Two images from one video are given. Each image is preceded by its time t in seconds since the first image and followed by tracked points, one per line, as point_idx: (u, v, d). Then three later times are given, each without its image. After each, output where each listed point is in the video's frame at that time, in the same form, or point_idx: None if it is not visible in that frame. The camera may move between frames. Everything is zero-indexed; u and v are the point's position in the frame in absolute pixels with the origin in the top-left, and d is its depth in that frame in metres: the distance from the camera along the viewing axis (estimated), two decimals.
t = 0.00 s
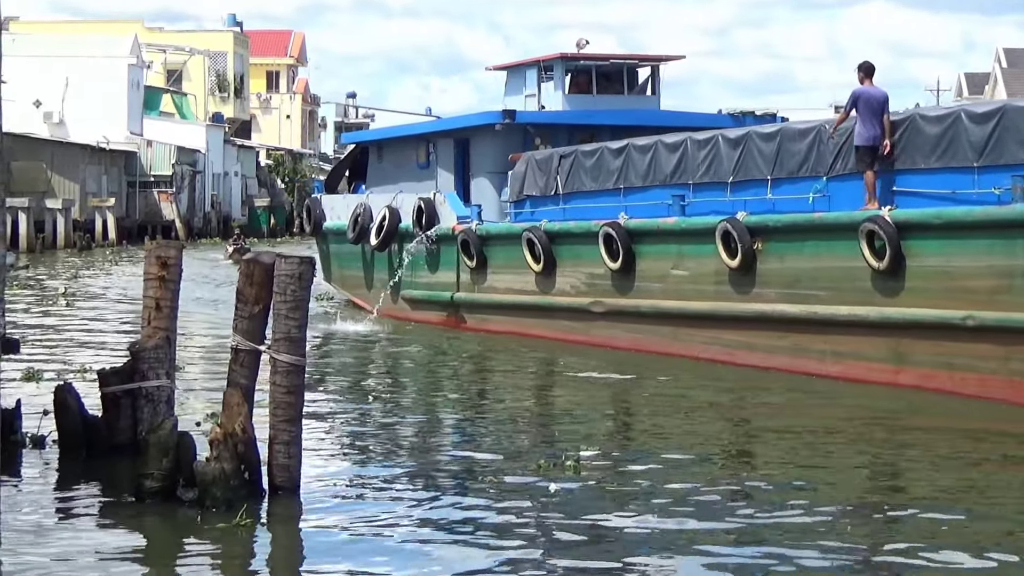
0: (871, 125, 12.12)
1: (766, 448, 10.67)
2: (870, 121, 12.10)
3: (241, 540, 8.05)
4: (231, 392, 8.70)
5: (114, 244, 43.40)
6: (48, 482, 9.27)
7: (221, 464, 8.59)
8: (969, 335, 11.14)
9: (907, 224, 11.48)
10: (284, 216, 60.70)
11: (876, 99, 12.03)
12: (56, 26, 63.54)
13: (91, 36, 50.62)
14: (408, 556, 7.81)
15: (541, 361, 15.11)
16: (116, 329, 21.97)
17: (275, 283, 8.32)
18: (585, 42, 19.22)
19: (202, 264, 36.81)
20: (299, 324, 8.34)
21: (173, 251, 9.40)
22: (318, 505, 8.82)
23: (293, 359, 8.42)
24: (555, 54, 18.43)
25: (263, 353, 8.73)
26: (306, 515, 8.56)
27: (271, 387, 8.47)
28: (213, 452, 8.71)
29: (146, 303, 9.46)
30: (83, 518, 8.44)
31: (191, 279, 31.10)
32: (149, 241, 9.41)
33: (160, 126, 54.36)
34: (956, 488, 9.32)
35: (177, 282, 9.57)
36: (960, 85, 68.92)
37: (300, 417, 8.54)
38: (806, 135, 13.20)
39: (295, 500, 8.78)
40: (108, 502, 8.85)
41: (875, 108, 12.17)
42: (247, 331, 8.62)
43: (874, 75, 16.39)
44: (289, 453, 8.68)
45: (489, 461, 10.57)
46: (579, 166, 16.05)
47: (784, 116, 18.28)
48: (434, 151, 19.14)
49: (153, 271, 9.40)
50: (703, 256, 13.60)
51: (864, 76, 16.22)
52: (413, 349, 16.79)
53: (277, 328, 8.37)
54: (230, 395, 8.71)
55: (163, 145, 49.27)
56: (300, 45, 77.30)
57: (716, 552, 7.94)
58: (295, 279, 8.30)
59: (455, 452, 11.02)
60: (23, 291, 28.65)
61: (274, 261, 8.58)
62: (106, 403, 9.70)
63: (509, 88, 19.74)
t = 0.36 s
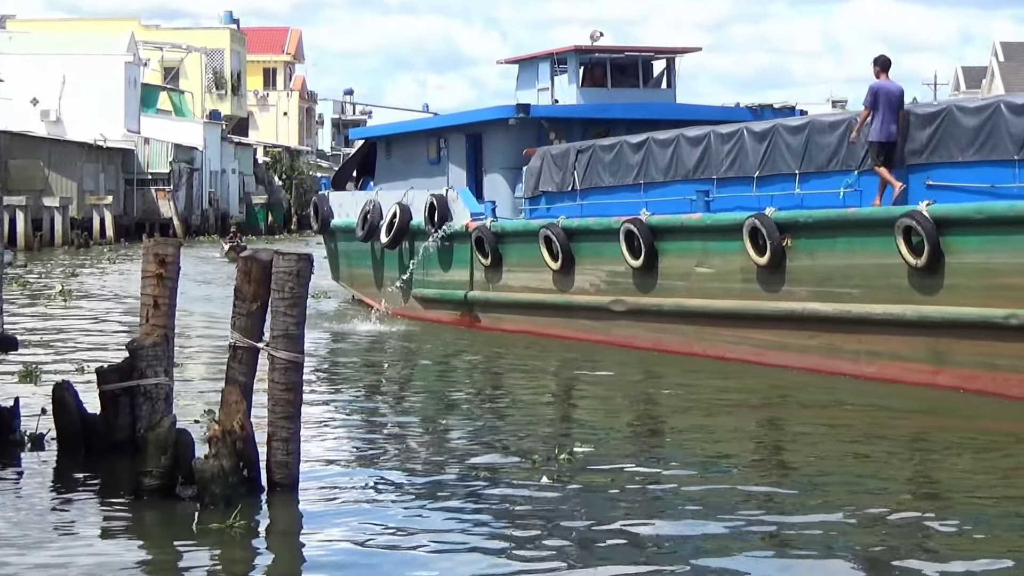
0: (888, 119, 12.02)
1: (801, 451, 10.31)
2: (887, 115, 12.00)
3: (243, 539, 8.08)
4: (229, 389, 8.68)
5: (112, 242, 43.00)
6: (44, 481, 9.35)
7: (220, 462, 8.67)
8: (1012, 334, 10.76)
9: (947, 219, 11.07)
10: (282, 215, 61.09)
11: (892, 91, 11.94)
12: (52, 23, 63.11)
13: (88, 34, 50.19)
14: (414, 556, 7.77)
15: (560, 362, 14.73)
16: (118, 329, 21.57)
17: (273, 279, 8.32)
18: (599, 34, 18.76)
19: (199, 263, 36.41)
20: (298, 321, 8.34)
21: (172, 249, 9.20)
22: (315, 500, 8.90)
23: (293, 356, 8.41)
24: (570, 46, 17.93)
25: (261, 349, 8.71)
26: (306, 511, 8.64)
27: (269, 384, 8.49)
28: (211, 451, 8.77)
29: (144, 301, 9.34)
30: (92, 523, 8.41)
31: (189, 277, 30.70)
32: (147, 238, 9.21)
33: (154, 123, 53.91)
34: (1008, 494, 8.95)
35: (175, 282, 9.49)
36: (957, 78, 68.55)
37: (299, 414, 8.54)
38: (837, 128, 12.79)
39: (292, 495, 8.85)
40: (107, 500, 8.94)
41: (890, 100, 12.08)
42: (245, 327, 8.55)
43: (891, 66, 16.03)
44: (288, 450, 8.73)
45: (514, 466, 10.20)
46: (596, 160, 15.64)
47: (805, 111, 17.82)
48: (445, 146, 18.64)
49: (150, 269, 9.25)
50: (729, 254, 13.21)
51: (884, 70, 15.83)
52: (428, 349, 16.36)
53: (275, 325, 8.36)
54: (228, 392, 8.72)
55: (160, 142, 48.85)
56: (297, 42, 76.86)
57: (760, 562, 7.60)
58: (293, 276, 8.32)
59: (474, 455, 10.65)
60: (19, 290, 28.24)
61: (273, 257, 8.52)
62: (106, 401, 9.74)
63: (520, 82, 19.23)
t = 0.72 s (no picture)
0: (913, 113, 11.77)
1: (843, 454, 9.92)
2: (912, 110, 11.80)
3: (241, 536, 7.87)
4: (228, 382, 8.50)
5: (112, 235, 42.63)
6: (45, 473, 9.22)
7: (219, 456, 8.48)
8: None
9: (992, 214, 10.69)
10: (281, 208, 60.67)
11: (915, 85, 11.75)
12: (50, 17, 62.63)
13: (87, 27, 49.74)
14: (422, 558, 7.47)
15: (583, 360, 14.33)
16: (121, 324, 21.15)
17: (273, 274, 8.26)
18: (618, 24, 18.29)
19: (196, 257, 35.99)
20: (297, 314, 8.24)
21: (171, 244, 9.08)
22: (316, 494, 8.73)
23: (292, 349, 8.30)
24: (589, 37, 17.44)
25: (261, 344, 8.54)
26: (307, 509, 8.39)
27: (269, 377, 8.36)
28: (210, 444, 8.58)
29: (144, 294, 9.16)
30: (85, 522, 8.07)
31: (187, 272, 30.25)
32: (145, 231, 9.12)
33: (152, 117, 53.44)
34: None
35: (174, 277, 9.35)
36: (956, 73, 68.11)
37: (298, 407, 8.41)
38: (874, 120, 12.38)
39: (293, 490, 8.68)
40: (105, 494, 8.74)
41: (915, 96, 11.89)
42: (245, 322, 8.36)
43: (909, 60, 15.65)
44: (287, 443, 8.58)
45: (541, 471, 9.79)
46: (619, 154, 15.21)
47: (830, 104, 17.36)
48: (460, 139, 18.18)
49: (150, 264, 9.11)
50: (762, 250, 12.81)
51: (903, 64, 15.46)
52: (445, 347, 15.94)
53: (275, 319, 8.24)
54: (227, 384, 8.52)
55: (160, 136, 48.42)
56: (297, 37, 76.40)
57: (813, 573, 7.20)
58: (292, 271, 8.24)
59: (499, 459, 10.24)
60: (15, 284, 27.79)
61: (272, 252, 8.43)
62: (104, 394, 9.60)
63: (537, 74, 18.74)
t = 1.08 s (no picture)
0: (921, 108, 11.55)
1: (888, 467, 9.55)
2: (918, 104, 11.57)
3: (240, 531, 8.12)
4: (227, 378, 8.84)
5: (111, 231, 42.23)
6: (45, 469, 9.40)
7: (217, 451, 8.77)
8: None
9: None
10: (280, 203, 60.28)
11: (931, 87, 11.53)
12: (48, 11, 62.12)
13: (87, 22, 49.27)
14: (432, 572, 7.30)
15: (605, 362, 13.95)
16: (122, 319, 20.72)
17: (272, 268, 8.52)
18: (638, 17, 17.91)
19: (191, 252, 35.55)
20: (296, 310, 8.46)
21: (169, 237, 9.56)
22: (311, 489, 8.99)
23: (290, 345, 8.50)
24: (609, 29, 17.04)
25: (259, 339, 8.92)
26: (301, 504, 8.66)
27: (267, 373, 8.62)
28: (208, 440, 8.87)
29: (143, 289, 9.69)
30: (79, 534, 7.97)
31: (184, 268, 29.84)
32: (145, 227, 9.55)
33: (151, 112, 52.98)
34: None
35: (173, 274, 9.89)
36: (956, 70, 67.70)
37: (295, 404, 8.71)
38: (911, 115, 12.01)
39: (289, 486, 8.93)
40: (105, 491, 8.95)
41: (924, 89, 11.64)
42: (243, 317, 8.79)
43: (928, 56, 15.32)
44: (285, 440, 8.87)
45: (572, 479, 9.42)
46: (641, 150, 14.83)
47: (855, 99, 16.97)
48: (476, 134, 17.76)
49: (149, 257, 9.58)
50: (794, 250, 12.43)
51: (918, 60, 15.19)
52: (462, 347, 15.55)
53: (273, 314, 8.47)
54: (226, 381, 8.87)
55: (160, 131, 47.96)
56: (296, 32, 75.94)
57: None
58: (291, 267, 8.42)
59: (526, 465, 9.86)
60: (9, 279, 27.35)
61: (270, 247, 8.71)
62: (102, 390, 9.80)
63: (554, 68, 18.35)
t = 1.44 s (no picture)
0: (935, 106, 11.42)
1: (934, 473, 9.18)
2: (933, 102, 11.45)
3: (235, 532, 7.92)
4: (222, 373, 8.48)
5: (105, 226, 41.84)
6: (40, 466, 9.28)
7: (213, 447, 8.56)
8: None
9: None
10: (275, 199, 59.88)
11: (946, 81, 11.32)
12: (42, 6, 61.66)
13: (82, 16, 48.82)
14: None
15: (627, 362, 13.56)
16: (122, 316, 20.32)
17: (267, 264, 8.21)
18: (655, 10, 17.52)
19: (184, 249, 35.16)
20: (291, 306, 8.25)
21: (165, 233, 9.15)
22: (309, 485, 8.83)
23: (285, 339, 8.30)
24: (626, 21, 16.66)
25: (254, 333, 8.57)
26: (298, 500, 8.52)
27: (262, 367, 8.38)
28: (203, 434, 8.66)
29: (138, 285, 9.22)
30: (78, 539, 7.74)
31: (180, 262, 29.45)
32: (141, 223, 9.15)
33: (146, 107, 52.56)
34: None
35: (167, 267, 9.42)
36: (954, 67, 67.37)
37: (292, 399, 8.45)
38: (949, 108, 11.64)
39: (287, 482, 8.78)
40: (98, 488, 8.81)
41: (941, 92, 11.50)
42: (239, 312, 8.43)
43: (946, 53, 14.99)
44: (282, 435, 8.63)
45: (603, 484, 9.05)
46: (663, 144, 14.44)
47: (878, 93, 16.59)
48: (490, 128, 17.37)
49: (143, 254, 9.15)
50: (826, 247, 12.04)
51: (934, 56, 14.86)
52: (477, 347, 15.17)
53: (268, 310, 8.25)
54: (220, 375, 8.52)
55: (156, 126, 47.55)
56: (292, 27, 75.50)
57: None
58: (286, 261, 8.21)
59: (555, 471, 9.48)
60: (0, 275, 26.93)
61: (265, 242, 8.37)
62: (98, 385, 9.60)
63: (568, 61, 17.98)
